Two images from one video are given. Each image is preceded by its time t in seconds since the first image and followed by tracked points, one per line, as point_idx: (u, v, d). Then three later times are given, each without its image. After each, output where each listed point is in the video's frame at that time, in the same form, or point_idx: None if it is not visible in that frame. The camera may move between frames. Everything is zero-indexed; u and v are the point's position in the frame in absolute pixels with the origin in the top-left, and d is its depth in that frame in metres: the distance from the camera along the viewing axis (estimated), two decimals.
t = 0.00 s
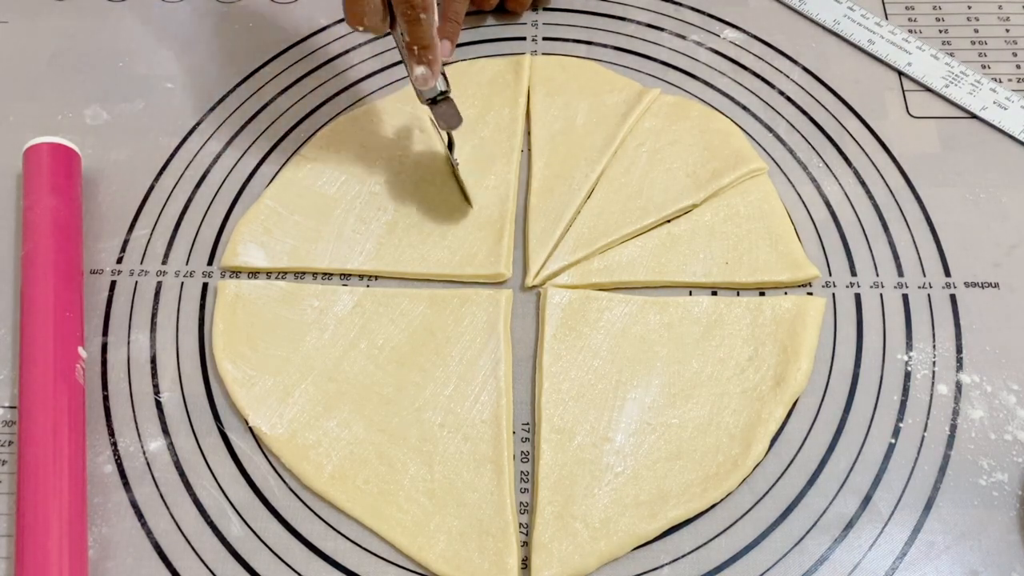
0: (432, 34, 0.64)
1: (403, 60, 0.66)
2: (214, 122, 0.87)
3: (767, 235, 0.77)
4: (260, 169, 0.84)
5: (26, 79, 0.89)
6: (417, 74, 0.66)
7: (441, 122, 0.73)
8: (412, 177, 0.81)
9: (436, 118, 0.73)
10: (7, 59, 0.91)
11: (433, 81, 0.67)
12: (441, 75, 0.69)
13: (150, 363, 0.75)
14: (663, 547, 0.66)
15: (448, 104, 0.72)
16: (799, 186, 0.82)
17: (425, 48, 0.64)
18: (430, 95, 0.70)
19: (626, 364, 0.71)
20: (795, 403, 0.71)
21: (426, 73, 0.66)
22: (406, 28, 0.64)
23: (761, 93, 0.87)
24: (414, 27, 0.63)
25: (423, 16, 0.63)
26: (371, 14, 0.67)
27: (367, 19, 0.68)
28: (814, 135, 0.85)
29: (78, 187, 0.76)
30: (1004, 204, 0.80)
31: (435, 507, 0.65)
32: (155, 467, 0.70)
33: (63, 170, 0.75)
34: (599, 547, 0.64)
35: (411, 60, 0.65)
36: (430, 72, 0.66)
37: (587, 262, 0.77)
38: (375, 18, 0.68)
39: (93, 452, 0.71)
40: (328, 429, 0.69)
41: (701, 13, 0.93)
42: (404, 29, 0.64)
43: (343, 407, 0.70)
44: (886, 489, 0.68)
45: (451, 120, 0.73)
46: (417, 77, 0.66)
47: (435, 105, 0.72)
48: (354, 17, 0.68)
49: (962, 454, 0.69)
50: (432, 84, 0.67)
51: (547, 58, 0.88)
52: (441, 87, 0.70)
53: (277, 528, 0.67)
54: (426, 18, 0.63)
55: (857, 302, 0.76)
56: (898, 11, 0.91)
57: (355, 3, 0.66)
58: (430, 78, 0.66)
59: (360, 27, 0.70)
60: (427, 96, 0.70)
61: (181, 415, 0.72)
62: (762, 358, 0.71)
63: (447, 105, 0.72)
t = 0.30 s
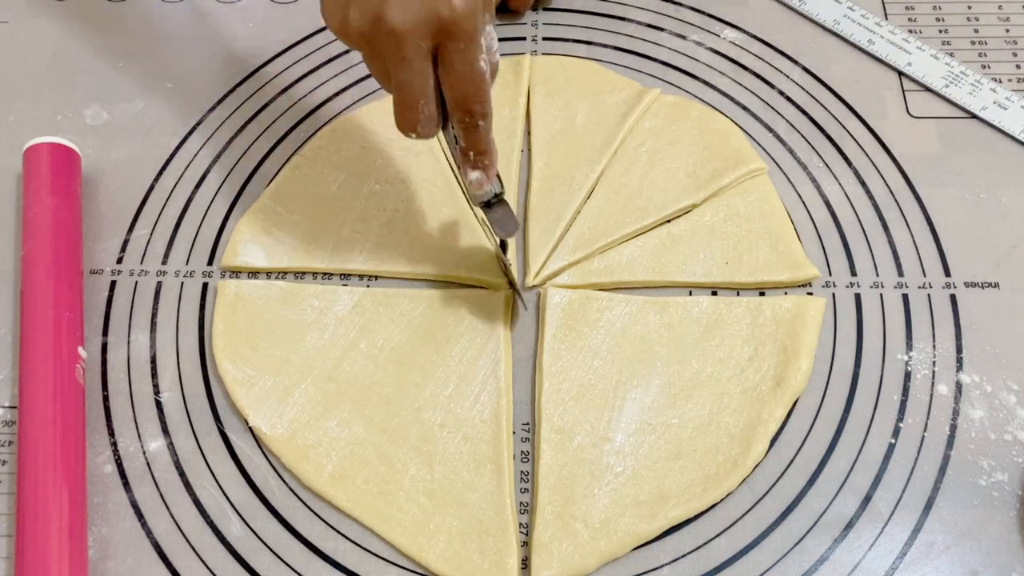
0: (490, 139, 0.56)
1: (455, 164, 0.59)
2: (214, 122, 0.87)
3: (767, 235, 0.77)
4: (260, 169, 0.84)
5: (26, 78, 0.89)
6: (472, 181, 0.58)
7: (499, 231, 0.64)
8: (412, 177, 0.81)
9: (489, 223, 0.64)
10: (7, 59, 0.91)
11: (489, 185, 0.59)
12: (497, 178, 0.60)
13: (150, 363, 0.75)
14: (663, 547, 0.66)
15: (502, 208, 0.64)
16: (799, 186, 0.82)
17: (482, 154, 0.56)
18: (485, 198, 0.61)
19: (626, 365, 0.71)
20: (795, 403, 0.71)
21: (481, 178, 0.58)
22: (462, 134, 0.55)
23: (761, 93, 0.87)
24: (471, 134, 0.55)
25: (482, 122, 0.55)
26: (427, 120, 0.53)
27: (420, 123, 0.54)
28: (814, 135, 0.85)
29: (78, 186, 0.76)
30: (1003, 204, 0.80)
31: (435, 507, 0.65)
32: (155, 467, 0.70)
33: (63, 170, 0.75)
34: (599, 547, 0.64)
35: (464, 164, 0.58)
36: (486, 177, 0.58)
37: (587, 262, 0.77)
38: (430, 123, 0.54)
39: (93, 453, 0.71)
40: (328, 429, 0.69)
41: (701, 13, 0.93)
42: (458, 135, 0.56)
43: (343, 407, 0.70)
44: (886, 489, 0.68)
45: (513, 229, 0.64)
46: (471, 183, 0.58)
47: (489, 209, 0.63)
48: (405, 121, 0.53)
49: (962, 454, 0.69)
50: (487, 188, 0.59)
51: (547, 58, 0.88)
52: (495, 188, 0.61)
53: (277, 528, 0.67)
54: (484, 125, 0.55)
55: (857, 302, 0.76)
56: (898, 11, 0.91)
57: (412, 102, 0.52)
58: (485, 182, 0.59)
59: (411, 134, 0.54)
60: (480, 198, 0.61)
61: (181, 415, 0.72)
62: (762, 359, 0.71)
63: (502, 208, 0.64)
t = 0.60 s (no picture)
0: None
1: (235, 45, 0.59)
2: (214, 122, 0.87)
3: (767, 235, 0.77)
4: (260, 169, 0.84)
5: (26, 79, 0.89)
6: (260, 49, 0.59)
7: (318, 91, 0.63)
8: (412, 178, 0.81)
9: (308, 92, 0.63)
10: (7, 59, 0.91)
11: (280, 55, 0.60)
12: (286, 49, 0.61)
13: (150, 364, 0.75)
14: (663, 547, 0.66)
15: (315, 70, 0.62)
16: (799, 186, 0.82)
17: (251, 15, 0.59)
18: (284, 74, 0.61)
19: (626, 364, 0.71)
20: (795, 403, 0.71)
21: (268, 44, 0.59)
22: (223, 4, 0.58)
23: (761, 93, 0.87)
24: None
25: None
26: None
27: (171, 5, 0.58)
28: (814, 135, 0.85)
29: (78, 186, 0.76)
30: (1003, 204, 0.80)
31: (434, 507, 0.65)
32: (155, 466, 0.70)
33: (63, 170, 0.75)
34: (599, 547, 0.64)
35: (245, 39, 0.59)
36: (272, 42, 0.59)
37: (587, 262, 0.77)
38: None
39: (93, 452, 0.71)
40: (328, 429, 0.69)
41: (701, 13, 0.93)
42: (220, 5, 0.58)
43: (343, 407, 0.70)
44: (886, 489, 0.68)
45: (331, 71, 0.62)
46: (261, 53, 0.59)
47: (302, 79, 0.61)
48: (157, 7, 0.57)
49: (962, 454, 0.69)
50: (279, 58, 0.60)
51: (547, 58, 0.88)
52: (292, 62, 0.61)
53: (277, 528, 0.67)
54: None
55: (857, 302, 0.76)
56: (898, 11, 0.91)
57: None
58: (275, 50, 0.60)
59: (169, 19, 0.58)
60: (281, 78, 0.61)
61: (181, 415, 0.72)
62: (762, 359, 0.71)
63: (315, 75, 0.62)
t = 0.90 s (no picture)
0: None
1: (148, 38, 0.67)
2: (214, 121, 0.87)
3: (767, 234, 0.77)
4: (260, 169, 0.84)
5: (26, 78, 0.89)
6: (170, 44, 0.67)
7: (221, 76, 0.71)
8: (412, 177, 0.81)
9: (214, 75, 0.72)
10: (7, 59, 0.91)
11: (188, 45, 0.68)
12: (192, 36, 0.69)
13: (150, 363, 0.75)
14: (663, 547, 0.66)
15: (215, 57, 0.71)
16: (799, 186, 0.82)
17: (162, 15, 0.66)
18: (192, 60, 0.70)
19: (626, 364, 0.71)
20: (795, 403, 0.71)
21: (177, 37, 0.67)
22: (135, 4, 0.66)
23: (761, 93, 0.87)
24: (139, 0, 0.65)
25: None
26: (96, 4, 0.65)
27: (93, 10, 0.65)
28: (814, 135, 0.85)
29: (78, 186, 0.76)
30: (1004, 204, 0.80)
31: (434, 507, 0.65)
32: (155, 466, 0.70)
33: (63, 170, 0.75)
34: (599, 547, 0.64)
35: (157, 34, 0.66)
36: (181, 35, 0.67)
37: (587, 262, 0.77)
38: (102, 5, 0.66)
39: (93, 452, 0.71)
40: (328, 429, 0.69)
41: (701, 13, 0.93)
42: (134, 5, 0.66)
43: (343, 407, 0.70)
44: (886, 489, 0.68)
45: (231, 65, 0.71)
46: (171, 46, 0.67)
47: (206, 66, 0.71)
48: (80, 13, 0.65)
49: (962, 454, 0.69)
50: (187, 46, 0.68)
51: (546, 58, 0.88)
52: (196, 48, 0.70)
53: (277, 528, 0.67)
54: None
55: (857, 302, 0.76)
56: (898, 11, 0.91)
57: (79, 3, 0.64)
58: (184, 42, 0.68)
59: (92, 24, 0.66)
60: (190, 63, 0.70)
61: (181, 415, 0.72)
62: (762, 359, 0.71)
63: (214, 59, 0.71)
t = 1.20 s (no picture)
0: (192, 10, 0.66)
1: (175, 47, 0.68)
2: (214, 121, 0.87)
3: (767, 234, 0.77)
4: (260, 169, 0.84)
5: (26, 78, 0.89)
6: (198, 53, 0.67)
7: (245, 88, 0.72)
8: (412, 177, 0.81)
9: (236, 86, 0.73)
10: (7, 60, 0.91)
11: (215, 55, 0.69)
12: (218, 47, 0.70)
13: (150, 363, 0.75)
14: (663, 547, 0.66)
15: (239, 68, 0.72)
16: (799, 186, 0.82)
17: (193, 26, 0.66)
18: (217, 70, 0.70)
19: (626, 364, 0.71)
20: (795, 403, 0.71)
21: (206, 49, 0.68)
22: (164, 14, 0.66)
23: (761, 93, 0.87)
24: (170, 10, 0.65)
25: None
26: (129, 13, 0.64)
27: (125, 19, 0.65)
28: (814, 135, 0.85)
29: (78, 186, 0.76)
30: (1003, 204, 0.80)
31: (434, 507, 0.65)
32: (155, 467, 0.70)
33: (62, 170, 0.75)
34: (599, 547, 0.64)
35: (186, 44, 0.67)
36: (209, 46, 0.68)
37: (587, 262, 0.77)
38: (134, 14, 0.65)
39: (93, 452, 0.71)
40: (328, 429, 0.69)
41: (701, 13, 0.93)
42: (164, 16, 0.66)
43: (343, 407, 0.70)
44: (886, 489, 0.68)
45: (256, 75, 0.72)
46: (198, 56, 0.67)
47: (231, 76, 0.72)
48: (112, 22, 0.64)
49: (962, 454, 0.69)
50: (214, 58, 0.69)
51: (547, 58, 0.88)
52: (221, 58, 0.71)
53: (277, 528, 0.67)
54: None
55: (857, 302, 0.76)
56: (898, 11, 0.91)
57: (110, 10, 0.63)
58: (211, 53, 0.68)
59: (123, 32, 0.66)
60: (215, 73, 0.70)
61: (181, 415, 0.72)
62: (761, 359, 0.71)
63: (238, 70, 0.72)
